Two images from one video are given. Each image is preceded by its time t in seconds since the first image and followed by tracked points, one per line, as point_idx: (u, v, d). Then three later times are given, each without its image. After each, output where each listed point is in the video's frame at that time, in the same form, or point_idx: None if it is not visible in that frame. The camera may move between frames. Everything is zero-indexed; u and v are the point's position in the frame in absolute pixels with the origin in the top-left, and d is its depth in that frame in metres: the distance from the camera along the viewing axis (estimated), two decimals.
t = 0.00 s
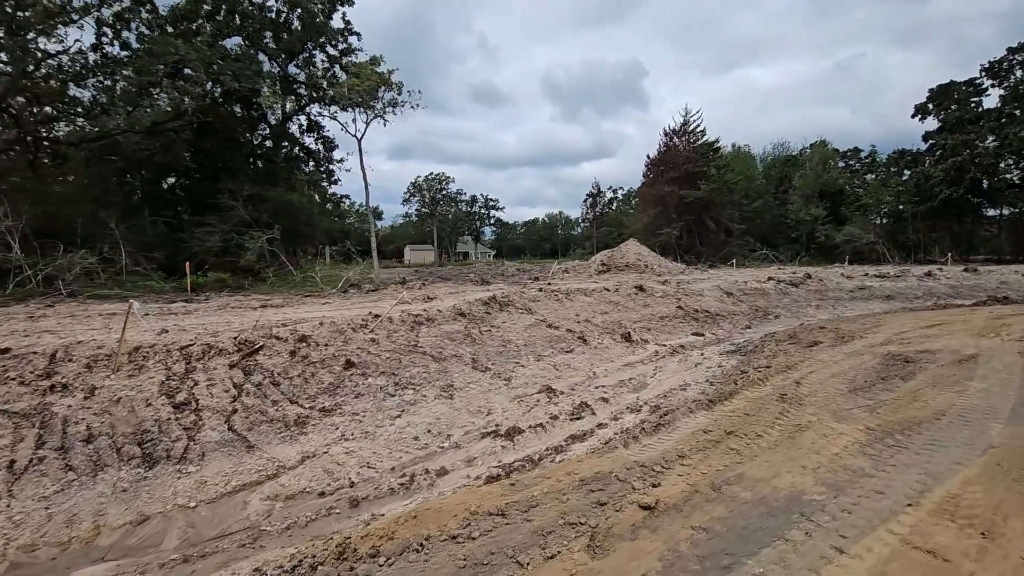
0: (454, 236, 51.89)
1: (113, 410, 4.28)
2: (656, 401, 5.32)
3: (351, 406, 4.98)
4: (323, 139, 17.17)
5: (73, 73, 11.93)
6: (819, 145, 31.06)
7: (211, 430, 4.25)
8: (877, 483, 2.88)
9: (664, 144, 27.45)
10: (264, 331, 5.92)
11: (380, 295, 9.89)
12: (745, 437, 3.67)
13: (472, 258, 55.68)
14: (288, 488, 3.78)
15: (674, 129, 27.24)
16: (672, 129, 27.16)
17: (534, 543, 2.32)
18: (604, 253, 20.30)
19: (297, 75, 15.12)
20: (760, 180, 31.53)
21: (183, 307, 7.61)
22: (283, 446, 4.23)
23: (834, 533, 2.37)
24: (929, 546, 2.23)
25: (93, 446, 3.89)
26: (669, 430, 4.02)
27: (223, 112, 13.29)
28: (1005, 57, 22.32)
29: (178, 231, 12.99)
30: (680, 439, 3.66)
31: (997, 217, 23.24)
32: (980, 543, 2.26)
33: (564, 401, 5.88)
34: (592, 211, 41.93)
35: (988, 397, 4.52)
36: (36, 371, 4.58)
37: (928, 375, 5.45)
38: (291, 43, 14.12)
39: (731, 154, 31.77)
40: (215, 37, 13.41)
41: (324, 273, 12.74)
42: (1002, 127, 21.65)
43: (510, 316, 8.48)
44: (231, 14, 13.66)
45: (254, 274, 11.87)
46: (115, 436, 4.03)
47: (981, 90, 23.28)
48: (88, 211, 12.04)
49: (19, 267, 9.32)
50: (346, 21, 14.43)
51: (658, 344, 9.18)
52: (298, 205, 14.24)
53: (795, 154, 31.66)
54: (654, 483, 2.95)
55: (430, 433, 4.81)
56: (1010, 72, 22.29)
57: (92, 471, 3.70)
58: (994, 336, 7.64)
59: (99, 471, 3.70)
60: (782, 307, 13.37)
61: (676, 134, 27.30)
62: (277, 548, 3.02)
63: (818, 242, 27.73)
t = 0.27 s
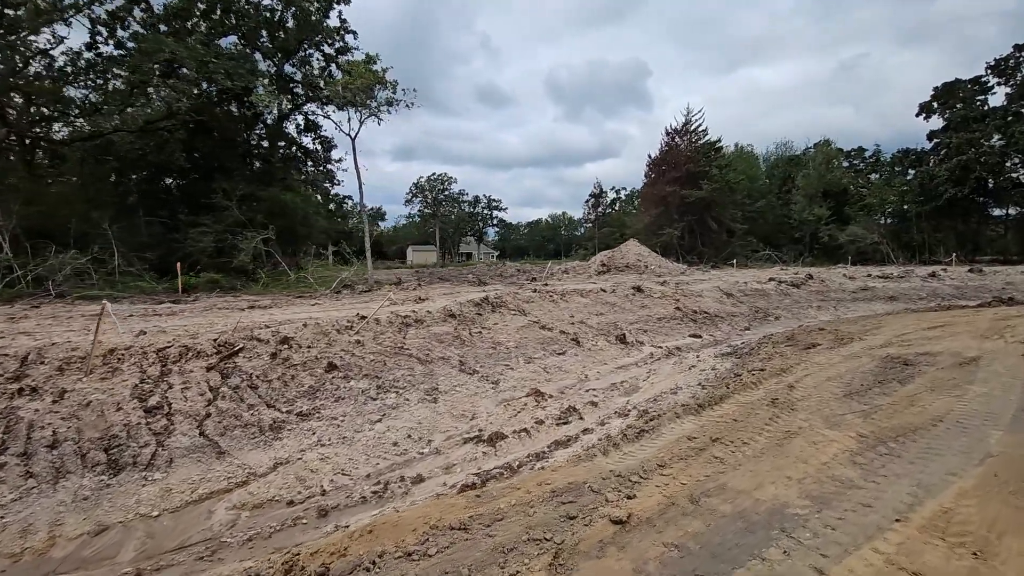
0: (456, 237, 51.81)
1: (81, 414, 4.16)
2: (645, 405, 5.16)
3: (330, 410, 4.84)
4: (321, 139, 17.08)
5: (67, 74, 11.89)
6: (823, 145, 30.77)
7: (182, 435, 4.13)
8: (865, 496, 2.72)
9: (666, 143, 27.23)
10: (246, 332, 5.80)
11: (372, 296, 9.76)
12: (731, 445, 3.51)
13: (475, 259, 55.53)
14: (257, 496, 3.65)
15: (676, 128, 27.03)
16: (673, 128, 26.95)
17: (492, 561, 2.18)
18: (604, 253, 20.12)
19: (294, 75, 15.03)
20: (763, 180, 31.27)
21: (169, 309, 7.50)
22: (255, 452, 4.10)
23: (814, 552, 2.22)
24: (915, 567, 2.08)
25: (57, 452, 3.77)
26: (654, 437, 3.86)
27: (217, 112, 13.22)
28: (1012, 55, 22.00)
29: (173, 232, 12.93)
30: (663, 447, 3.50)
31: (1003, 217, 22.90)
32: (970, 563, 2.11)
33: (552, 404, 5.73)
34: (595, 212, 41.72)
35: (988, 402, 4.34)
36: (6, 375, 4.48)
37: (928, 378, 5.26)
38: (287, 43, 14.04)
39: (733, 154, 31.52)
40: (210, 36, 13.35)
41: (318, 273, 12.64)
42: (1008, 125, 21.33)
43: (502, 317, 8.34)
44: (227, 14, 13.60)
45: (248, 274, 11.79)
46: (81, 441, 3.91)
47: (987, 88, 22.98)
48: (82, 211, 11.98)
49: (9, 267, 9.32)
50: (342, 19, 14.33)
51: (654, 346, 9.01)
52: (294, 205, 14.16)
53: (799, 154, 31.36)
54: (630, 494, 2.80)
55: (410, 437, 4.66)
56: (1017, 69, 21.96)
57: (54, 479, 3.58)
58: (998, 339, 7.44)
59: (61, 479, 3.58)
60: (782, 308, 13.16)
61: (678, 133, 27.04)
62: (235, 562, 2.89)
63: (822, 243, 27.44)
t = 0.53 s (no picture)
0: (457, 237, 51.69)
1: (46, 421, 4.03)
2: (633, 412, 5.00)
3: (306, 416, 4.71)
4: (317, 139, 16.97)
5: (59, 74, 11.83)
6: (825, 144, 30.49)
7: (150, 443, 4.00)
8: (851, 515, 2.56)
9: (667, 142, 27.02)
10: (225, 336, 5.67)
11: (363, 298, 9.62)
12: (714, 456, 3.35)
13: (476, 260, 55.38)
14: (221, 508, 3.51)
15: (677, 128, 26.82)
16: (674, 128, 26.75)
17: None
18: (603, 254, 19.95)
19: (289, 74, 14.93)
20: (765, 180, 31.03)
21: (153, 311, 7.38)
22: (225, 461, 3.97)
23: None
24: None
25: (17, 461, 3.65)
26: (636, 447, 3.69)
27: (211, 112, 13.13)
28: (1017, 53, 21.70)
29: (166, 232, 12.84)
30: (643, 459, 3.34)
31: (1009, 217, 22.59)
32: None
33: (538, 410, 5.57)
34: (596, 212, 41.52)
35: (987, 411, 4.16)
36: None
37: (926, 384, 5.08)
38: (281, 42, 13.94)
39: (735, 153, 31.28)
40: (204, 36, 13.25)
41: (310, 274, 12.52)
42: (1013, 124, 21.04)
43: (492, 320, 8.18)
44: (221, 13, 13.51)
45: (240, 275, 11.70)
46: (43, 449, 3.78)
47: (991, 87, 22.70)
48: (75, 211, 11.92)
49: None
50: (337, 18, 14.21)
51: (648, 349, 8.84)
52: (288, 205, 14.05)
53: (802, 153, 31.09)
54: (601, 511, 2.65)
55: (388, 445, 4.52)
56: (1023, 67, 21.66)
57: (11, 490, 3.46)
58: (1000, 342, 7.24)
59: (18, 490, 3.46)
60: (781, 309, 12.96)
61: (679, 131, 26.79)
62: None
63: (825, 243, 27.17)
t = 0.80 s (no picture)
0: (457, 237, 51.53)
1: (7, 425, 3.89)
2: (620, 415, 4.84)
3: (281, 420, 4.55)
4: (312, 139, 16.84)
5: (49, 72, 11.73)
6: (826, 144, 30.29)
7: (114, 447, 3.85)
8: (839, 529, 2.39)
9: (666, 142, 26.85)
10: (203, 337, 5.52)
11: (352, 298, 9.46)
12: (698, 464, 3.19)
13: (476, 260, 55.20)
14: (183, 517, 3.36)
15: (676, 127, 26.64)
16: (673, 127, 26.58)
17: None
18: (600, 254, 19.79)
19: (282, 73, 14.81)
20: (766, 179, 30.84)
21: (134, 311, 7.23)
22: (192, 467, 3.81)
23: None
24: None
25: None
26: (618, 453, 3.53)
27: (203, 110, 13.01)
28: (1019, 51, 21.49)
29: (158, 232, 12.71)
30: (623, 466, 3.18)
31: (1011, 217, 22.36)
32: None
33: (524, 413, 5.41)
34: (596, 212, 41.33)
35: (986, 416, 4.00)
36: None
37: (923, 387, 4.92)
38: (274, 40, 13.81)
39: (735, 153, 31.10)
40: (196, 33, 13.14)
41: (302, 274, 12.38)
42: (1015, 123, 20.83)
43: (482, 320, 8.02)
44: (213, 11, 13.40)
45: (231, 275, 11.57)
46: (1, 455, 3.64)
47: (993, 85, 22.50)
48: (65, 210, 11.78)
49: None
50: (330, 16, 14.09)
51: (642, 350, 8.67)
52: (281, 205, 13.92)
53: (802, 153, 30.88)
54: (573, 524, 2.48)
55: (364, 450, 4.36)
56: None
57: None
58: (1001, 343, 7.07)
59: None
60: (780, 310, 12.78)
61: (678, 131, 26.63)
62: None
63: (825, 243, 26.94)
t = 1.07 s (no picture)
0: (456, 237, 51.37)
1: None
2: (604, 423, 4.69)
3: (253, 428, 4.40)
4: (305, 138, 16.69)
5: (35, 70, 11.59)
6: (826, 143, 30.10)
7: (72, 458, 3.70)
8: (819, 553, 2.24)
9: (664, 141, 26.67)
10: (177, 341, 5.36)
11: (340, 299, 9.30)
12: (677, 478, 3.03)
13: (475, 260, 55.01)
14: (139, 533, 3.21)
15: (674, 126, 26.46)
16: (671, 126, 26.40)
17: None
18: (597, 254, 19.62)
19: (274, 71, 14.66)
20: (765, 179, 30.67)
21: (114, 313, 7.08)
22: (153, 480, 3.67)
23: None
24: None
25: None
26: (596, 465, 3.38)
27: (193, 109, 12.86)
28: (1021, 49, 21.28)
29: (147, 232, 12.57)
30: (598, 480, 3.02)
31: (1012, 216, 22.18)
32: None
33: (507, 419, 5.26)
34: (594, 212, 41.14)
35: (981, 424, 3.84)
36: None
37: (917, 393, 4.75)
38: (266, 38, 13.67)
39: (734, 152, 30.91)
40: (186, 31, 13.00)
41: (292, 274, 12.24)
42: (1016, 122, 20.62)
43: (471, 323, 7.87)
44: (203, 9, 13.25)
45: (220, 276, 11.44)
46: None
47: (994, 84, 22.29)
48: (52, 210, 11.65)
49: None
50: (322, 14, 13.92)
51: (634, 353, 8.52)
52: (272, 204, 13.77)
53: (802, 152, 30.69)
54: (535, 547, 2.33)
55: (337, 459, 4.21)
56: None
57: None
58: (1000, 347, 6.90)
59: None
60: (776, 311, 12.62)
61: (676, 130, 26.45)
62: None
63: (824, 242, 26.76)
